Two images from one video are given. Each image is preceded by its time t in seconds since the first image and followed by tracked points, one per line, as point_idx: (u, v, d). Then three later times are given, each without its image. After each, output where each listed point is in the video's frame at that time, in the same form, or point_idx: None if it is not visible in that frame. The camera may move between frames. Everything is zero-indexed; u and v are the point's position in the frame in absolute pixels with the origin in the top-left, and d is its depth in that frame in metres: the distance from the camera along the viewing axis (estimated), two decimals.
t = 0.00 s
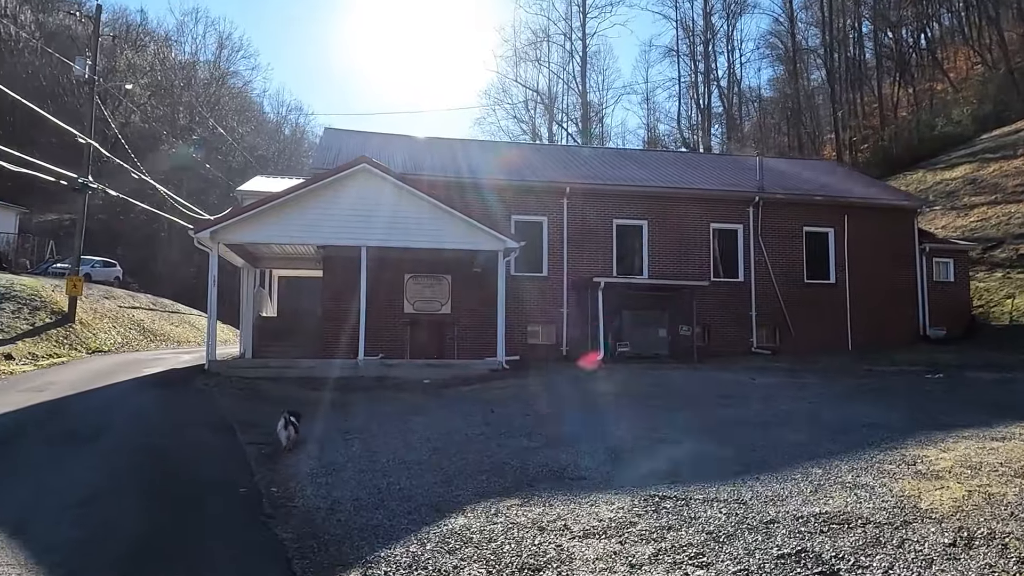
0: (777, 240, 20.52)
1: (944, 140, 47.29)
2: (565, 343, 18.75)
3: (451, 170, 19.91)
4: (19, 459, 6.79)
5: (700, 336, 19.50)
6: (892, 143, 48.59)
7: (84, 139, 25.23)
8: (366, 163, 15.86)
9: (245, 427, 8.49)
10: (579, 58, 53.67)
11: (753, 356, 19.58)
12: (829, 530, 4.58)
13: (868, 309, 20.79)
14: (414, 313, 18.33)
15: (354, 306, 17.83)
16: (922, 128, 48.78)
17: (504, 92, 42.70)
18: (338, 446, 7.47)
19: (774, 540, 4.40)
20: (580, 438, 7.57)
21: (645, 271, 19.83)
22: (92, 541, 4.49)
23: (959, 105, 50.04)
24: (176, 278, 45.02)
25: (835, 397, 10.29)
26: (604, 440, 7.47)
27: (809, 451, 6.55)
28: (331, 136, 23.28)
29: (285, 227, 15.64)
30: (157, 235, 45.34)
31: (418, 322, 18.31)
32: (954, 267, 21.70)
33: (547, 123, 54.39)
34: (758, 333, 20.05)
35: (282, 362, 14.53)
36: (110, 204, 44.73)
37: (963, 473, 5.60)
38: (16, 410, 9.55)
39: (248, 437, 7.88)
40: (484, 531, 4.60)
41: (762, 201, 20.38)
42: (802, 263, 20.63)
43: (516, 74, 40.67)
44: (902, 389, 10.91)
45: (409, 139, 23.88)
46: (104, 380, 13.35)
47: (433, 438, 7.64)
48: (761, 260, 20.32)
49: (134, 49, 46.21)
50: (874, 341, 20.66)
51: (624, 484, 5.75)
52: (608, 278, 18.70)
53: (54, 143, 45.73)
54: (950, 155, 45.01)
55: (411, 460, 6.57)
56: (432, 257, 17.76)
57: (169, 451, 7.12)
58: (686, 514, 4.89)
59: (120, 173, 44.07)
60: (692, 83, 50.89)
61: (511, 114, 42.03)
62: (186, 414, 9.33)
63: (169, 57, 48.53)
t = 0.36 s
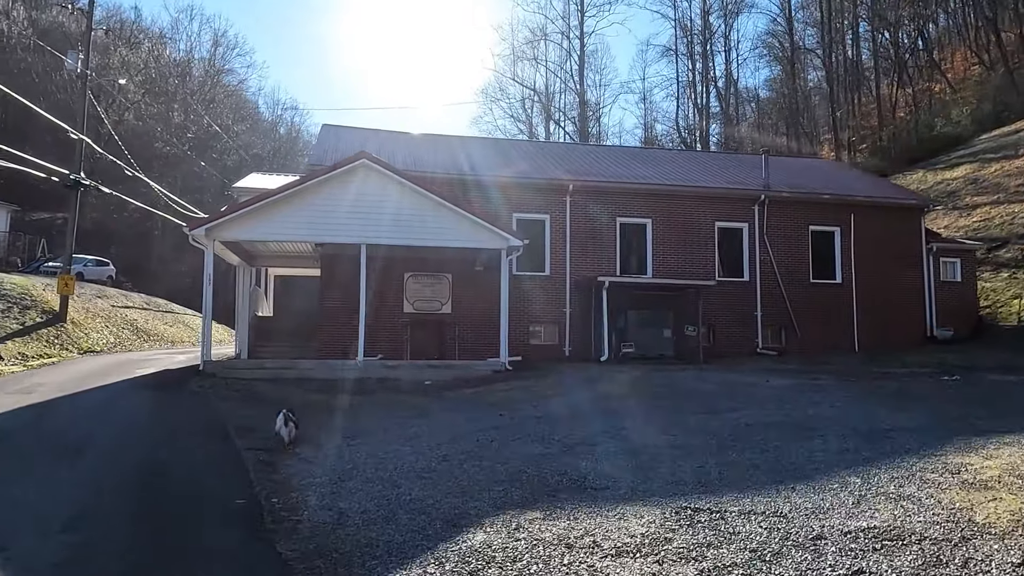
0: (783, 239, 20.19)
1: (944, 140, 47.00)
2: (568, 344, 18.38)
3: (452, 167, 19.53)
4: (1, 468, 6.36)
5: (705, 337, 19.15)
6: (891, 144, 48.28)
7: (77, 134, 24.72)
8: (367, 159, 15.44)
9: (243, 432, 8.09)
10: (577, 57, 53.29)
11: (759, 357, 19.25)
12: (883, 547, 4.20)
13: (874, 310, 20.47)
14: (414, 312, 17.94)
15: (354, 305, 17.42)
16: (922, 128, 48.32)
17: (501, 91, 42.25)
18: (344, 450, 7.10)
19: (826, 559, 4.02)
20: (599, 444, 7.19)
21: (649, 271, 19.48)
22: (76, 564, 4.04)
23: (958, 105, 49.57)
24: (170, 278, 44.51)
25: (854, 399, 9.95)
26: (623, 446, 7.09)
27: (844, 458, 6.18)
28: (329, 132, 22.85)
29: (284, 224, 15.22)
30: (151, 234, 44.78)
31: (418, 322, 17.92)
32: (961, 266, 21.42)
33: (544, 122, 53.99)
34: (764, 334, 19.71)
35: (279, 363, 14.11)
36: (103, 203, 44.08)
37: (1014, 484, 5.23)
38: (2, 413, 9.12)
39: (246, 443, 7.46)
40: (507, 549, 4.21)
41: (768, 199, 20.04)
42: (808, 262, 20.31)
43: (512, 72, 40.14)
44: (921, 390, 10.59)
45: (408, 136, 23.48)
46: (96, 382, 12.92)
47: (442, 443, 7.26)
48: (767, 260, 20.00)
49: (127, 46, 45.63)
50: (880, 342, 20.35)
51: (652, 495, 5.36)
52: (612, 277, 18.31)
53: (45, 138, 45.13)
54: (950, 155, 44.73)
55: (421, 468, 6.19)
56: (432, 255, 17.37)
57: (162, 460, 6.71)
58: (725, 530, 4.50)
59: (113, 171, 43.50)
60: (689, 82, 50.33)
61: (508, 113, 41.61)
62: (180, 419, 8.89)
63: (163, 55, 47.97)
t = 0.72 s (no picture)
0: (793, 241, 19.84)
1: (947, 142, 46.66)
2: (575, 346, 18.00)
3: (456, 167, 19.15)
4: None
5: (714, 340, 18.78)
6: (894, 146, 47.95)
7: (74, 132, 24.28)
8: (372, 157, 15.04)
9: (246, 440, 7.67)
10: (578, 58, 52.93)
11: (768, 360, 18.89)
12: None
13: (885, 314, 20.11)
14: (418, 314, 17.53)
15: (357, 307, 17.01)
16: (924, 129, 48.04)
17: (502, 90, 41.84)
18: (354, 461, 6.69)
19: None
20: (623, 455, 6.79)
21: (657, 273, 19.10)
22: None
23: (960, 107, 49.28)
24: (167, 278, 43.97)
25: (882, 405, 9.57)
26: (650, 457, 6.69)
27: (888, 473, 5.79)
28: (331, 130, 22.44)
29: (287, 224, 14.81)
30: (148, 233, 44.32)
31: (422, 324, 17.50)
32: (973, 269, 21.09)
33: (545, 123, 53.64)
34: (774, 337, 19.35)
35: (279, 367, 13.69)
36: (99, 202, 43.57)
37: None
38: None
39: (248, 454, 7.04)
40: None
41: (778, 200, 19.68)
42: (818, 265, 19.94)
43: (513, 72, 39.77)
44: (949, 397, 10.22)
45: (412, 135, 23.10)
46: (91, 386, 12.48)
47: (458, 454, 6.85)
48: (776, 262, 19.64)
49: (125, 45, 45.19)
50: (891, 346, 19.98)
51: (693, 516, 4.94)
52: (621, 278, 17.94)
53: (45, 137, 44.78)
54: (954, 157, 44.46)
55: (438, 483, 5.79)
56: (437, 255, 16.95)
57: (160, 471, 6.29)
58: (780, 559, 4.10)
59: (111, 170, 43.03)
60: (690, 82, 50.04)
61: (509, 114, 41.22)
62: (178, 426, 8.46)
63: (161, 53, 47.50)
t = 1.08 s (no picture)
0: (805, 240, 19.51)
1: (951, 142, 46.37)
2: (585, 347, 17.66)
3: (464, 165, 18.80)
4: None
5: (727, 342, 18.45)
6: (898, 146, 47.63)
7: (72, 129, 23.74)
8: (380, 154, 14.67)
9: (257, 448, 7.33)
10: (579, 58, 52.56)
11: (781, 362, 18.57)
12: None
13: (899, 315, 19.78)
14: (425, 315, 17.19)
15: (363, 308, 16.65)
16: (928, 129, 47.73)
17: (504, 90, 41.53)
18: (374, 470, 6.35)
19: None
20: (657, 465, 6.46)
21: (669, 273, 18.75)
22: None
23: (964, 106, 48.90)
24: (166, 279, 43.52)
25: (914, 408, 9.26)
26: (686, 467, 6.37)
27: (942, 485, 5.48)
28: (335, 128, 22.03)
29: (293, 222, 14.47)
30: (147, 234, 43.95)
31: (429, 325, 17.17)
32: (987, 269, 20.79)
33: (546, 124, 53.28)
34: (786, 338, 19.03)
35: (285, 369, 13.35)
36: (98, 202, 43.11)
37: None
38: None
39: (261, 463, 6.69)
40: None
41: (790, 199, 19.35)
42: (831, 265, 19.61)
43: (514, 71, 39.48)
44: (981, 400, 9.92)
45: (416, 133, 22.75)
46: (93, 390, 12.11)
47: (483, 463, 6.51)
48: (789, 262, 19.31)
49: (125, 44, 44.81)
50: (905, 348, 19.66)
51: (743, 533, 4.61)
52: (631, 279, 17.59)
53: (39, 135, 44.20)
54: (958, 156, 44.17)
55: (467, 496, 5.44)
56: (445, 254, 16.61)
57: (168, 482, 5.94)
58: None
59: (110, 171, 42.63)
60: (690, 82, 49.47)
61: (511, 114, 40.92)
62: (185, 433, 8.09)
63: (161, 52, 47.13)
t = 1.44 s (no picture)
0: (814, 241, 19.21)
1: (952, 144, 46.14)
2: (590, 349, 17.34)
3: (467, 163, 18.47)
4: None
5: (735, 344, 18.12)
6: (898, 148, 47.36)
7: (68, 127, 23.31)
8: (383, 151, 14.34)
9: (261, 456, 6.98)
10: (579, 59, 52.28)
11: (790, 365, 18.26)
12: None
13: (908, 316, 19.48)
14: (429, 317, 16.84)
15: (365, 309, 16.27)
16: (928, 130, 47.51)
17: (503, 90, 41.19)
18: (388, 479, 5.99)
19: None
20: (684, 473, 6.10)
21: (675, 274, 18.43)
22: None
23: (965, 107, 48.61)
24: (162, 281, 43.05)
25: (941, 411, 8.94)
26: (716, 474, 6.02)
27: (996, 496, 5.15)
28: (335, 126, 21.67)
29: (295, 221, 14.11)
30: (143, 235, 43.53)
31: (432, 327, 16.82)
32: (997, 270, 20.50)
33: (544, 125, 52.96)
34: (795, 341, 18.72)
35: (286, 371, 12.99)
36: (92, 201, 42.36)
37: None
38: None
39: (265, 473, 6.32)
40: None
41: (799, 199, 19.05)
42: (840, 266, 19.32)
43: (513, 71, 39.15)
44: (1008, 404, 9.60)
45: (417, 131, 22.41)
46: (89, 394, 11.71)
47: (501, 471, 6.15)
48: (797, 262, 19.02)
49: (121, 43, 44.39)
50: (915, 350, 19.36)
51: (793, 550, 4.26)
52: (638, 279, 17.26)
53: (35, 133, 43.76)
54: (960, 158, 43.89)
55: (487, 509, 5.09)
56: (449, 254, 16.27)
57: (169, 493, 5.59)
58: None
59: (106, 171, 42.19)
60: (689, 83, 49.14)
61: (510, 114, 40.54)
62: (185, 441, 7.70)
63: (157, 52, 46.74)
